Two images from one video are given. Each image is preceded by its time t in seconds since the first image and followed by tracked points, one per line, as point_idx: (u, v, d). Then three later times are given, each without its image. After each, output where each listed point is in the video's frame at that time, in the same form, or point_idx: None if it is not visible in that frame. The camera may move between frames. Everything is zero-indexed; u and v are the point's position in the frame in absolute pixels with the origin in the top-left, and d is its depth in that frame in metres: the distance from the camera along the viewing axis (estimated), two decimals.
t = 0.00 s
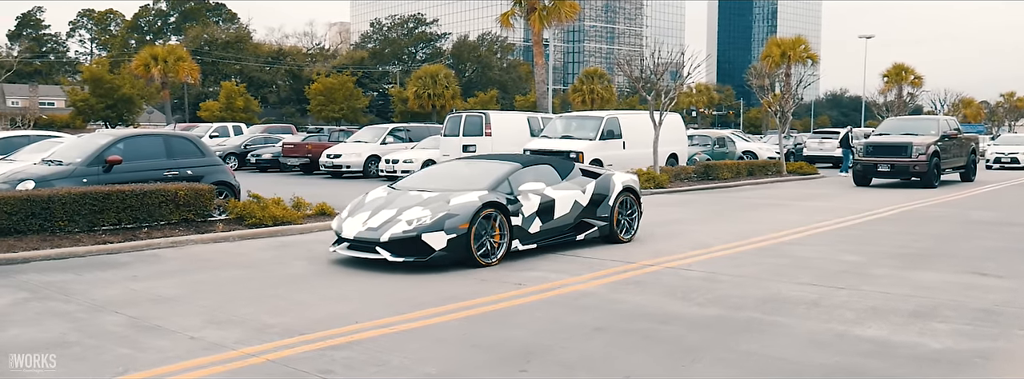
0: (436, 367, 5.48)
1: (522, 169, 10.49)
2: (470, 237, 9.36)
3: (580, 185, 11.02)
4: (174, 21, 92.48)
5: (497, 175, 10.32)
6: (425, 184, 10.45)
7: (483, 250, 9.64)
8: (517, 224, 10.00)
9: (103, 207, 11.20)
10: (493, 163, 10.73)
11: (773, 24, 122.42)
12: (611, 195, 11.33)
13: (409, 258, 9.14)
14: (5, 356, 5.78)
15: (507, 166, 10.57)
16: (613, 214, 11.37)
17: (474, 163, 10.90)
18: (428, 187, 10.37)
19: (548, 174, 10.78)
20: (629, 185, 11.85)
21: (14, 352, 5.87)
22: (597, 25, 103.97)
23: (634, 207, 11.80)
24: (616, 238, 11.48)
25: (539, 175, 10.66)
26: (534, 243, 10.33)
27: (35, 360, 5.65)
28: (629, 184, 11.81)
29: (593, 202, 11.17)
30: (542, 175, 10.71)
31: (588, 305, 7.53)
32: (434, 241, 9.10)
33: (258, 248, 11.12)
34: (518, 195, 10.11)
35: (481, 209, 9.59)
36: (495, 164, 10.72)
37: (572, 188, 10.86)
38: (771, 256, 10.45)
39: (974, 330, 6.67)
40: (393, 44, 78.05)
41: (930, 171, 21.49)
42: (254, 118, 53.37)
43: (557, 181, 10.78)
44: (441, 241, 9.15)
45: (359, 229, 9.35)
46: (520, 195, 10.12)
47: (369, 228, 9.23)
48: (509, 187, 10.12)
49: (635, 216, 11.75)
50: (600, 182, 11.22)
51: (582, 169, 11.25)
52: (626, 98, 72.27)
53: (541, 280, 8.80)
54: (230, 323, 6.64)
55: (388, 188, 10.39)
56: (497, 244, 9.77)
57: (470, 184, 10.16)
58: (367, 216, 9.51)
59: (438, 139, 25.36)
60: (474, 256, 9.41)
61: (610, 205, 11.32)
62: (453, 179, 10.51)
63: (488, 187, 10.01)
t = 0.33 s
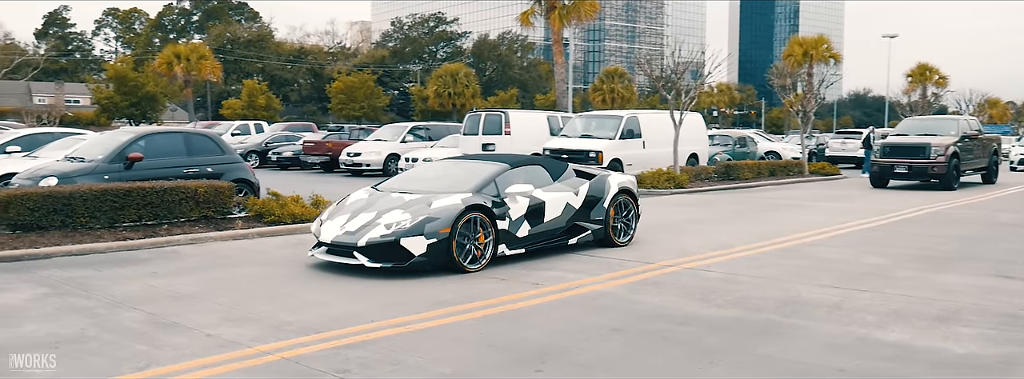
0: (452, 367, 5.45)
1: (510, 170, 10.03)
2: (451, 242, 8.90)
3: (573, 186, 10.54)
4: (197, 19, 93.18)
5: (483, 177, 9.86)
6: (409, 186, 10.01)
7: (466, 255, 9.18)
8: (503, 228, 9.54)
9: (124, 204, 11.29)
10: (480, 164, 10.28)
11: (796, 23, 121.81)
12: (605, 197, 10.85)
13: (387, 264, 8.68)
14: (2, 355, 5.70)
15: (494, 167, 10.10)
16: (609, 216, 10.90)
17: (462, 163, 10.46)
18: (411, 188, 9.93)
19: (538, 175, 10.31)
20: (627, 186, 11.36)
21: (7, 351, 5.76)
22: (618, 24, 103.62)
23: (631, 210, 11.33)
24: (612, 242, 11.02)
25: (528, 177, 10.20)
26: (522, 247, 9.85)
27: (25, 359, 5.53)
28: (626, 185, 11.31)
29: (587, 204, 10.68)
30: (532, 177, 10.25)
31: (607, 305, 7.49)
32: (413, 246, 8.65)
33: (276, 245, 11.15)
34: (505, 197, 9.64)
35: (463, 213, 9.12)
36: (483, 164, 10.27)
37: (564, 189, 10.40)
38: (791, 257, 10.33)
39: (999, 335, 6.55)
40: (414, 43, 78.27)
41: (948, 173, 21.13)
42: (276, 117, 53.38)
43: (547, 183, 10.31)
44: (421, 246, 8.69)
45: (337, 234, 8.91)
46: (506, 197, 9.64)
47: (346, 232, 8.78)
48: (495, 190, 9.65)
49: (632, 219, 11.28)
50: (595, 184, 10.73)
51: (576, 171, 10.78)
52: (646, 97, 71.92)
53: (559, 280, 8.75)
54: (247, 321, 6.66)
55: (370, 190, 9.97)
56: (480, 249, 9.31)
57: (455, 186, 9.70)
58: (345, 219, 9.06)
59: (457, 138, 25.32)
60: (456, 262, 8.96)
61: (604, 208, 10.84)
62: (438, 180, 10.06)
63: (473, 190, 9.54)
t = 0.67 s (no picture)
0: (482, 368, 5.42)
1: (512, 171, 9.62)
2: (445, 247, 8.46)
3: (579, 187, 10.11)
4: (237, 20, 94.43)
5: (482, 177, 9.44)
6: (406, 188, 9.63)
7: (462, 260, 8.71)
8: (503, 232, 9.08)
9: (163, 202, 11.43)
10: (480, 164, 9.88)
11: (835, 21, 120.41)
12: (613, 199, 10.45)
13: (377, 270, 8.24)
14: (14, 354, 5.68)
15: (495, 168, 9.67)
16: (617, 218, 10.47)
17: (462, 165, 10.05)
18: (408, 190, 9.54)
19: (541, 177, 9.90)
20: (636, 187, 10.94)
21: (14, 351, 5.74)
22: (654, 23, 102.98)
23: (640, 213, 10.95)
24: (620, 246, 10.60)
25: (531, 178, 9.78)
26: (524, 252, 9.38)
27: (35, 360, 5.52)
28: (635, 186, 10.89)
29: (595, 205, 10.26)
30: (535, 178, 9.83)
31: (641, 305, 7.42)
32: (405, 252, 8.21)
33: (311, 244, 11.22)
34: (505, 199, 9.20)
35: (459, 217, 8.67)
36: (483, 165, 9.86)
37: (569, 191, 9.97)
38: (830, 259, 10.14)
39: None
40: (450, 42, 78.59)
41: (987, 173, 20.59)
42: (314, 116, 53.72)
43: (551, 184, 9.89)
44: (413, 251, 8.26)
45: (328, 238, 8.51)
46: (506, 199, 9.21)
47: (337, 235, 8.38)
48: (495, 191, 9.22)
49: (641, 222, 10.88)
50: (602, 184, 10.32)
51: (581, 172, 10.38)
52: (683, 96, 71.39)
53: (594, 280, 8.68)
54: (280, 319, 6.69)
55: (367, 192, 9.60)
56: (477, 254, 8.86)
57: (452, 188, 9.28)
58: (337, 223, 8.65)
59: (492, 137, 25.28)
60: (450, 267, 8.50)
61: (612, 210, 10.43)
62: (437, 181, 9.65)
63: (470, 191, 9.10)
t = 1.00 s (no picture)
0: (526, 368, 5.38)
1: (523, 172, 9.22)
2: (448, 252, 8.09)
3: (595, 189, 9.64)
4: (286, 23, 95.82)
5: (492, 179, 9.07)
6: (414, 190, 9.31)
7: (467, 266, 8.33)
8: (511, 236, 8.67)
9: (214, 201, 11.62)
10: (491, 165, 9.50)
11: (888, 17, 117.99)
12: (631, 201, 9.92)
13: (377, 276, 7.90)
14: (13, 353, 5.74)
15: (504, 169, 9.26)
16: (635, 221, 9.96)
17: (473, 166, 9.67)
18: (415, 192, 9.23)
19: (554, 178, 9.46)
20: (657, 188, 10.39)
21: (57, 348, 5.85)
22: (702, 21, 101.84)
23: (661, 215, 10.40)
24: (640, 250, 10.09)
25: (544, 179, 9.35)
26: (534, 257, 8.95)
27: (39, 359, 5.58)
28: (655, 186, 10.34)
29: (612, 207, 9.74)
30: (547, 178, 9.39)
31: (688, 307, 7.31)
32: (405, 257, 7.86)
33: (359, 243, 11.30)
34: (514, 202, 8.80)
35: (463, 221, 8.29)
36: (494, 165, 9.48)
37: (584, 193, 9.50)
38: (883, 261, 9.88)
39: None
40: (496, 43, 78.66)
41: None
42: (361, 117, 54.25)
43: (564, 185, 9.44)
44: (413, 257, 7.90)
45: (327, 242, 8.21)
46: (514, 202, 8.79)
47: (337, 240, 8.08)
48: (503, 193, 8.83)
49: (663, 225, 10.36)
50: (619, 186, 9.83)
51: (597, 173, 9.90)
52: (732, 95, 70.48)
53: (640, 281, 8.59)
54: (327, 318, 6.74)
55: (373, 194, 9.30)
56: (482, 259, 8.46)
57: (459, 190, 8.93)
58: (338, 227, 8.35)
59: (538, 137, 25.23)
60: (453, 273, 8.13)
61: (630, 212, 9.91)
62: (446, 182, 9.32)
63: (475, 194, 8.72)
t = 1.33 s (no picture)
0: (583, 371, 5.33)
1: (544, 174, 8.81)
2: (459, 258, 7.73)
3: (620, 192, 9.18)
4: (346, 26, 97.19)
5: (510, 181, 8.69)
6: (431, 193, 8.99)
7: (480, 273, 7.97)
8: (528, 240, 8.26)
9: (275, 202, 11.82)
10: (510, 167, 9.12)
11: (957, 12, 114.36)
12: (659, 206, 9.43)
13: (386, 283, 7.59)
14: (12, 354, 5.81)
15: (523, 171, 8.88)
16: (664, 226, 9.48)
17: (494, 168, 9.31)
18: (432, 195, 8.91)
19: (575, 180, 9.02)
20: (687, 191, 9.86)
21: (123, 345, 6.02)
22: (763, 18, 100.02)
23: (691, 220, 9.88)
24: (668, 257, 9.60)
25: (565, 182, 8.93)
26: (553, 263, 8.53)
27: (33, 361, 5.65)
28: (685, 189, 9.81)
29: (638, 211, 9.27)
30: (569, 181, 8.97)
31: (749, 310, 7.15)
32: (414, 264, 7.53)
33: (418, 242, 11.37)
34: (532, 206, 8.38)
35: (476, 226, 7.91)
36: (513, 167, 9.09)
37: (609, 196, 9.04)
38: (954, 263, 9.53)
39: None
40: (553, 43, 78.44)
41: None
42: (420, 118, 54.70)
43: (586, 188, 8.99)
44: (422, 264, 7.57)
45: (336, 248, 7.95)
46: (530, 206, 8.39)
47: (345, 246, 7.81)
48: (520, 197, 8.43)
49: (694, 231, 9.84)
50: (647, 189, 9.36)
51: (622, 176, 9.43)
52: (793, 94, 69.14)
53: (700, 283, 8.45)
54: (384, 318, 6.79)
55: (389, 198, 9.01)
56: (497, 266, 8.08)
57: (476, 193, 8.57)
58: (349, 231, 8.09)
59: (595, 137, 25.06)
60: (465, 281, 7.77)
61: (658, 217, 9.42)
62: (464, 185, 8.97)
63: (490, 198, 8.34)
